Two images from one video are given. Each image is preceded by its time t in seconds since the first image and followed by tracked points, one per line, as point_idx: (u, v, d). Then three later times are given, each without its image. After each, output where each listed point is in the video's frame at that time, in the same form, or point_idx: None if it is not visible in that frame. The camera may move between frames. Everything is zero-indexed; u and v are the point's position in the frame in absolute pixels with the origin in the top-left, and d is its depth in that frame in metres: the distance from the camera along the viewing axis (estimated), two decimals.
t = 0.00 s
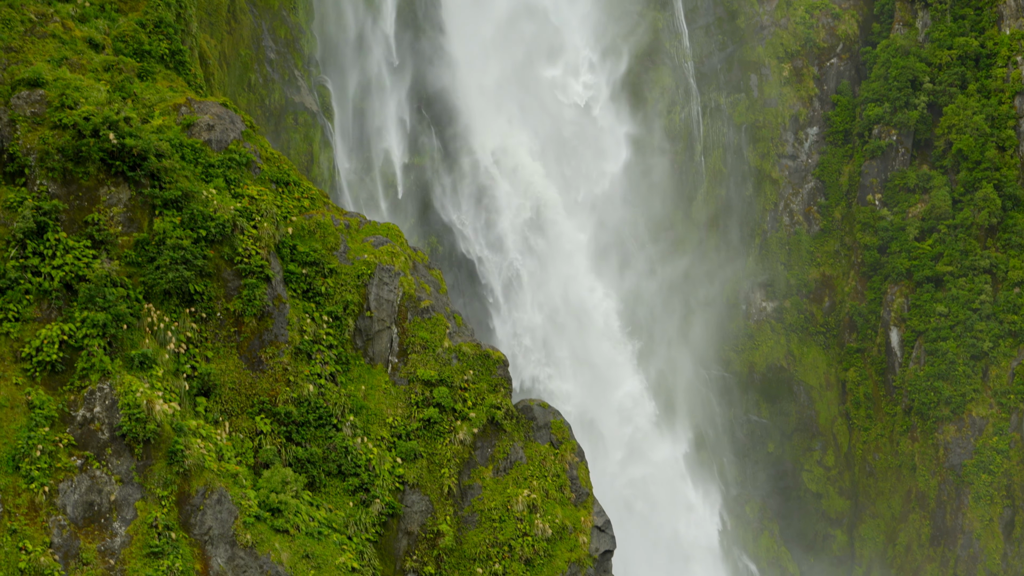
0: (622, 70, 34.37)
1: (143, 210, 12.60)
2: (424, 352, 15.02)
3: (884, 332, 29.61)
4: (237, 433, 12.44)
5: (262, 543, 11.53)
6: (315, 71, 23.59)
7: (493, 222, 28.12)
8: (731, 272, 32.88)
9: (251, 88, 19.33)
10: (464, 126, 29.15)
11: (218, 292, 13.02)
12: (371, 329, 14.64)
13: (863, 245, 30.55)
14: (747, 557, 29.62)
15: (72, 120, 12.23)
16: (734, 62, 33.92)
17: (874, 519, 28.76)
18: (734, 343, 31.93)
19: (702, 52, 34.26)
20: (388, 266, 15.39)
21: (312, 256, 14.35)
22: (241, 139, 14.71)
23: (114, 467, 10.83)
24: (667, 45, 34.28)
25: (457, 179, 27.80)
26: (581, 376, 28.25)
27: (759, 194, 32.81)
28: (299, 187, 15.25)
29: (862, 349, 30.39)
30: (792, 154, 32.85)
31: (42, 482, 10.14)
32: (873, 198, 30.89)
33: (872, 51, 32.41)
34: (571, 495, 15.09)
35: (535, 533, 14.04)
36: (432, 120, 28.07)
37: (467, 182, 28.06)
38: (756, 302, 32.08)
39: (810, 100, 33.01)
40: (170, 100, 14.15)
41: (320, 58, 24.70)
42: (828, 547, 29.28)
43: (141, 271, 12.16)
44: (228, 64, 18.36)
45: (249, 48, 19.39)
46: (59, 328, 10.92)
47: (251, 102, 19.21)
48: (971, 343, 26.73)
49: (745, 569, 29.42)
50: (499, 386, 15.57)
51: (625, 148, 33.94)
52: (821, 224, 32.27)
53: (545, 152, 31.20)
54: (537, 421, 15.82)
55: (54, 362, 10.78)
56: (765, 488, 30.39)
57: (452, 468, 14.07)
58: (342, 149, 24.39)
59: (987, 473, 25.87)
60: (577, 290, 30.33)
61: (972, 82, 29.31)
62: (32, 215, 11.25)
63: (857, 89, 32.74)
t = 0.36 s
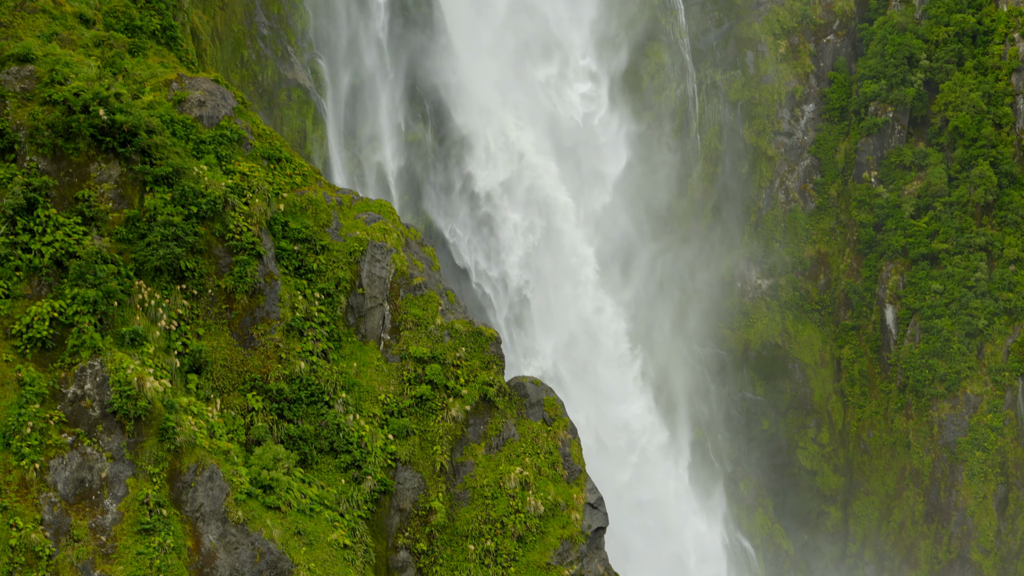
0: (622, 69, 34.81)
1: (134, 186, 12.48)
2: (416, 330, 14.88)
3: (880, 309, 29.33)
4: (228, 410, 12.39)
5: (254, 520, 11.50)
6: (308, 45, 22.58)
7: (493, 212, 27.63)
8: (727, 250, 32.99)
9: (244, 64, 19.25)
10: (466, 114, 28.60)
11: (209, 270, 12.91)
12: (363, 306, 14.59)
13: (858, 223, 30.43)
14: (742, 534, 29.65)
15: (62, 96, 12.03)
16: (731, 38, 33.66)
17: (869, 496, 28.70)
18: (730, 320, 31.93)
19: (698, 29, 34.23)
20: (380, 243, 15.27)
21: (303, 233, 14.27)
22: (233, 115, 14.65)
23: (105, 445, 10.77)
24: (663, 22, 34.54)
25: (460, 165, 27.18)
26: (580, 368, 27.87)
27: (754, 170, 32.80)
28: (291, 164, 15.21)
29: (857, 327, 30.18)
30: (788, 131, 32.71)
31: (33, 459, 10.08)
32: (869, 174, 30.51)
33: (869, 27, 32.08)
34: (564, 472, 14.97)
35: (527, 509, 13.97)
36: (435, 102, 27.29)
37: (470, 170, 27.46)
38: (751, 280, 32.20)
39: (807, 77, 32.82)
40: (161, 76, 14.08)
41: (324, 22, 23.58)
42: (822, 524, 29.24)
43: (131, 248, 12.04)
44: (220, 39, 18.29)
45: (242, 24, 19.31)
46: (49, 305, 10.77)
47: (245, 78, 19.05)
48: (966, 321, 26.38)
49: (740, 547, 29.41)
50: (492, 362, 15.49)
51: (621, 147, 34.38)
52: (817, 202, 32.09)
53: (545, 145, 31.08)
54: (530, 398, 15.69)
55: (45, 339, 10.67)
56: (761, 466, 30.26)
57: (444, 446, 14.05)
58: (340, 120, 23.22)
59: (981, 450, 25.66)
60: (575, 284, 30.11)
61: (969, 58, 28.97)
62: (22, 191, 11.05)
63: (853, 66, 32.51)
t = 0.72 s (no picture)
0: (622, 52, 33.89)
1: (125, 164, 12.31)
2: (407, 308, 14.83)
3: (875, 288, 28.24)
4: (219, 388, 12.32)
5: (245, 499, 11.55)
6: (300, 26, 23.01)
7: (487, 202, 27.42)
8: (723, 228, 32.31)
9: (236, 41, 19.29)
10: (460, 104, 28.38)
11: (200, 248, 12.83)
12: (355, 284, 14.47)
13: (854, 201, 29.30)
14: (736, 514, 29.52)
15: (51, 73, 11.80)
16: (728, 15, 33.37)
17: (863, 475, 27.82)
18: (726, 299, 31.24)
19: (695, 7, 33.69)
20: (372, 222, 15.13)
21: (295, 212, 14.14)
22: (224, 93, 14.50)
23: (96, 423, 10.73)
24: None
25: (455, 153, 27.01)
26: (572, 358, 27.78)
27: (749, 148, 32.33)
28: (282, 142, 15.07)
29: (853, 306, 29.13)
30: (784, 109, 32.38)
31: (22, 438, 10.00)
32: (865, 153, 29.43)
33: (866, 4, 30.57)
34: (557, 451, 14.99)
35: (519, 488, 14.02)
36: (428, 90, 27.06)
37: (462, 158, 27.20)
38: (746, 259, 31.56)
39: (803, 55, 32.67)
40: (152, 54, 13.94)
41: (315, 11, 23.82)
42: (816, 502, 28.68)
43: (122, 226, 11.90)
44: (213, 16, 18.35)
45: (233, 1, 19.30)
46: (39, 284, 10.63)
47: (236, 56, 19.06)
48: (961, 301, 25.28)
49: (734, 526, 29.40)
50: (483, 341, 15.45)
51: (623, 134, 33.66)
52: (812, 179, 31.41)
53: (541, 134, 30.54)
54: (523, 376, 15.66)
55: (35, 317, 10.56)
56: (753, 444, 29.89)
57: (436, 424, 13.99)
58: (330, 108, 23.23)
59: (976, 429, 24.79)
60: (574, 274, 29.61)
61: (966, 37, 27.77)
62: (11, 168, 10.86)
63: (850, 43, 31.58)
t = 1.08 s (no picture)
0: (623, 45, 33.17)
1: (114, 142, 12.18)
2: (399, 288, 14.77)
3: (870, 268, 28.02)
4: (209, 367, 12.25)
5: (235, 478, 11.49)
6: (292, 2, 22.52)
7: (480, 191, 26.84)
8: (717, 208, 31.75)
9: (228, 20, 19.14)
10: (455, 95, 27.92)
11: (190, 227, 12.73)
12: (346, 263, 14.43)
13: (849, 181, 28.97)
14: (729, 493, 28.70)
15: (40, 51, 11.62)
16: None
17: (856, 455, 27.46)
18: (719, 279, 30.77)
19: None
20: (364, 201, 15.09)
21: (286, 190, 14.06)
22: (215, 71, 14.41)
23: (85, 403, 10.65)
24: None
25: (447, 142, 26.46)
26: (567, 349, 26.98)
27: (745, 128, 31.90)
28: (273, 121, 14.98)
29: (848, 286, 28.98)
30: (780, 89, 32.02)
31: (12, 417, 9.89)
32: (860, 132, 29.20)
33: None
34: (549, 430, 14.99)
35: (511, 467, 13.99)
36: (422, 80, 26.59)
37: (456, 149, 26.64)
38: (741, 239, 31.04)
39: (798, 34, 32.28)
40: (142, 31, 13.81)
41: None
42: (812, 482, 28.09)
43: (112, 205, 11.78)
44: None
45: None
46: (29, 262, 10.50)
47: (228, 33, 19.03)
48: (956, 280, 25.10)
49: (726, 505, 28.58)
50: (476, 321, 15.38)
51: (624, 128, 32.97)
52: (807, 158, 31.10)
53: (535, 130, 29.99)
54: (515, 356, 15.62)
55: (24, 296, 10.43)
56: (746, 424, 29.24)
57: (428, 403, 13.95)
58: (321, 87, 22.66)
59: (969, 409, 24.64)
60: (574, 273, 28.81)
61: (963, 16, 27.65)
62: None
63: (847, 22, 31.35)
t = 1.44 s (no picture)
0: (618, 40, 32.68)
1: (104, 122, 12.04)
2: (391, 267, 14.62)
3: (864, 248, 26.26)
4: (200, 346, 12.18)
5: (226, 458, 11.44)
6: None
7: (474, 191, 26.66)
8: (711, 185, 30.58)
9: None
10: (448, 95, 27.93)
11: (181, 206, 12.63)
12: (337, 243, 14.33)
13: (844, 161, 27.27)
14: (722, 472, 28.04)
15: (28, 28, 11.41)
16: None
17: (850, 436, 26.15)
18: (713, 259, 29.72)
19: None
20: (355, 179, 14.93)
21: (277, 169, 13.95)
22: (205, 50, 14.28)
23: (75, 382, 10.63)
24: None
25: (440, 142, 26.44)
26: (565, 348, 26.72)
27: (739, 108, 30.32)
28: (264, 100, 14.87)
29: (842, 267, 27.24)
30: (774, 68, 30.01)
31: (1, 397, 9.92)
32: (856, 112, 27.25)
33: None
34: (540, 411, 14.86)
35: (502, 447, 13.94)
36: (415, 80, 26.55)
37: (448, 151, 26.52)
38: (736, 219, 29.77)
39: (794, 12, 29.92)
40: (131, 10, 13.67)
41: None
42: (804, 463, 27.02)
43: (101, 184, 11.67)
44: None
45: None
46: (16, 242, 10.41)
47: (221, 11, 18.70)
48: (951, 261, 23.49)
49: (719, 484, 27.94)
50: (467, 301, 15.31)
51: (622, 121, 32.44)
52: (803, 139, 29.28)
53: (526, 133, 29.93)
54: (507, 336, 15.43)
55: (13, 275, 10.38)
56: (740, 404, 28.35)
57: (418, 383, 13.89)
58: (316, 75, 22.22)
59: (964, 390, 23.20)
60: (569, 274, 28.42)
61: None
62: None
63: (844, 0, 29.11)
